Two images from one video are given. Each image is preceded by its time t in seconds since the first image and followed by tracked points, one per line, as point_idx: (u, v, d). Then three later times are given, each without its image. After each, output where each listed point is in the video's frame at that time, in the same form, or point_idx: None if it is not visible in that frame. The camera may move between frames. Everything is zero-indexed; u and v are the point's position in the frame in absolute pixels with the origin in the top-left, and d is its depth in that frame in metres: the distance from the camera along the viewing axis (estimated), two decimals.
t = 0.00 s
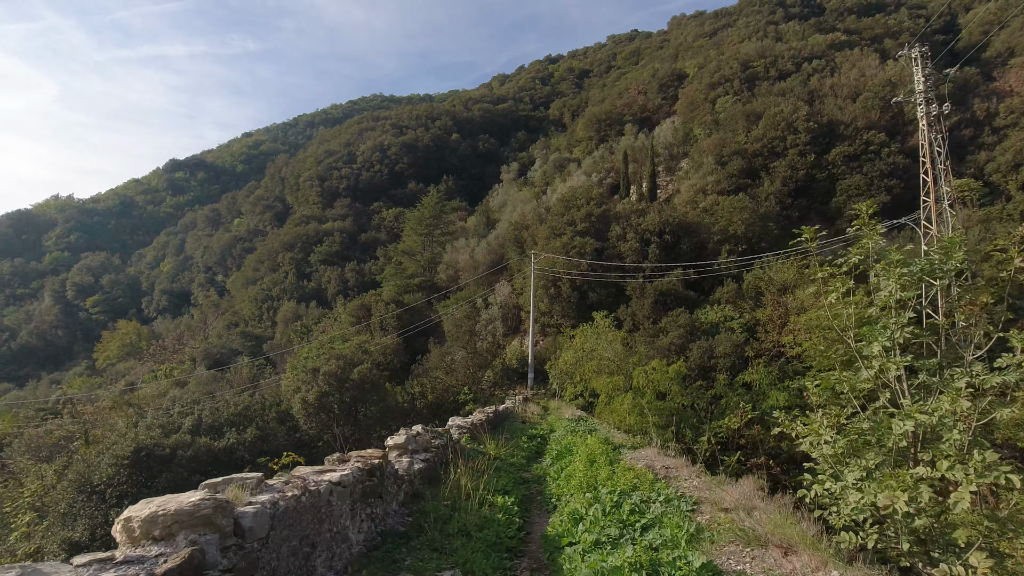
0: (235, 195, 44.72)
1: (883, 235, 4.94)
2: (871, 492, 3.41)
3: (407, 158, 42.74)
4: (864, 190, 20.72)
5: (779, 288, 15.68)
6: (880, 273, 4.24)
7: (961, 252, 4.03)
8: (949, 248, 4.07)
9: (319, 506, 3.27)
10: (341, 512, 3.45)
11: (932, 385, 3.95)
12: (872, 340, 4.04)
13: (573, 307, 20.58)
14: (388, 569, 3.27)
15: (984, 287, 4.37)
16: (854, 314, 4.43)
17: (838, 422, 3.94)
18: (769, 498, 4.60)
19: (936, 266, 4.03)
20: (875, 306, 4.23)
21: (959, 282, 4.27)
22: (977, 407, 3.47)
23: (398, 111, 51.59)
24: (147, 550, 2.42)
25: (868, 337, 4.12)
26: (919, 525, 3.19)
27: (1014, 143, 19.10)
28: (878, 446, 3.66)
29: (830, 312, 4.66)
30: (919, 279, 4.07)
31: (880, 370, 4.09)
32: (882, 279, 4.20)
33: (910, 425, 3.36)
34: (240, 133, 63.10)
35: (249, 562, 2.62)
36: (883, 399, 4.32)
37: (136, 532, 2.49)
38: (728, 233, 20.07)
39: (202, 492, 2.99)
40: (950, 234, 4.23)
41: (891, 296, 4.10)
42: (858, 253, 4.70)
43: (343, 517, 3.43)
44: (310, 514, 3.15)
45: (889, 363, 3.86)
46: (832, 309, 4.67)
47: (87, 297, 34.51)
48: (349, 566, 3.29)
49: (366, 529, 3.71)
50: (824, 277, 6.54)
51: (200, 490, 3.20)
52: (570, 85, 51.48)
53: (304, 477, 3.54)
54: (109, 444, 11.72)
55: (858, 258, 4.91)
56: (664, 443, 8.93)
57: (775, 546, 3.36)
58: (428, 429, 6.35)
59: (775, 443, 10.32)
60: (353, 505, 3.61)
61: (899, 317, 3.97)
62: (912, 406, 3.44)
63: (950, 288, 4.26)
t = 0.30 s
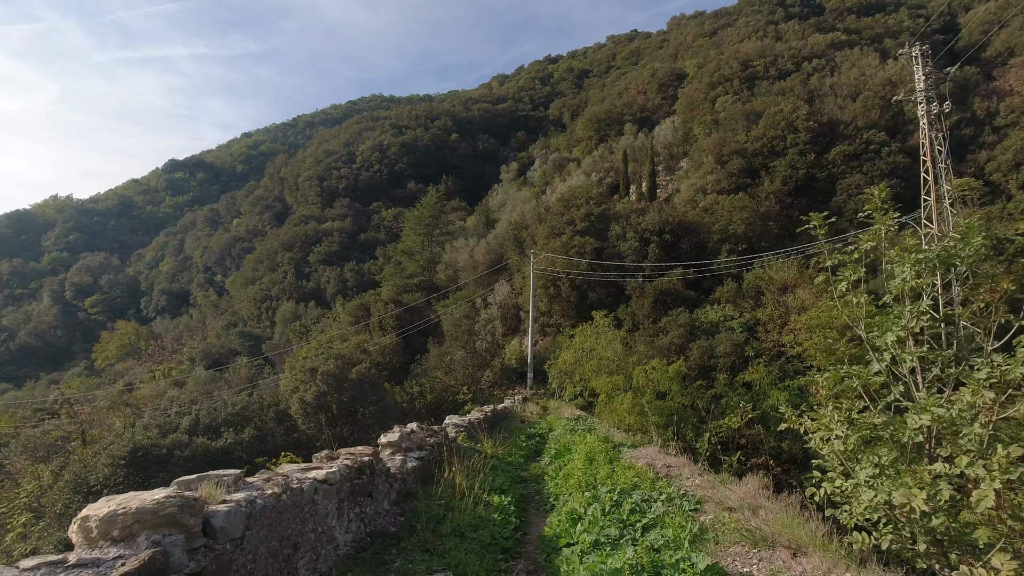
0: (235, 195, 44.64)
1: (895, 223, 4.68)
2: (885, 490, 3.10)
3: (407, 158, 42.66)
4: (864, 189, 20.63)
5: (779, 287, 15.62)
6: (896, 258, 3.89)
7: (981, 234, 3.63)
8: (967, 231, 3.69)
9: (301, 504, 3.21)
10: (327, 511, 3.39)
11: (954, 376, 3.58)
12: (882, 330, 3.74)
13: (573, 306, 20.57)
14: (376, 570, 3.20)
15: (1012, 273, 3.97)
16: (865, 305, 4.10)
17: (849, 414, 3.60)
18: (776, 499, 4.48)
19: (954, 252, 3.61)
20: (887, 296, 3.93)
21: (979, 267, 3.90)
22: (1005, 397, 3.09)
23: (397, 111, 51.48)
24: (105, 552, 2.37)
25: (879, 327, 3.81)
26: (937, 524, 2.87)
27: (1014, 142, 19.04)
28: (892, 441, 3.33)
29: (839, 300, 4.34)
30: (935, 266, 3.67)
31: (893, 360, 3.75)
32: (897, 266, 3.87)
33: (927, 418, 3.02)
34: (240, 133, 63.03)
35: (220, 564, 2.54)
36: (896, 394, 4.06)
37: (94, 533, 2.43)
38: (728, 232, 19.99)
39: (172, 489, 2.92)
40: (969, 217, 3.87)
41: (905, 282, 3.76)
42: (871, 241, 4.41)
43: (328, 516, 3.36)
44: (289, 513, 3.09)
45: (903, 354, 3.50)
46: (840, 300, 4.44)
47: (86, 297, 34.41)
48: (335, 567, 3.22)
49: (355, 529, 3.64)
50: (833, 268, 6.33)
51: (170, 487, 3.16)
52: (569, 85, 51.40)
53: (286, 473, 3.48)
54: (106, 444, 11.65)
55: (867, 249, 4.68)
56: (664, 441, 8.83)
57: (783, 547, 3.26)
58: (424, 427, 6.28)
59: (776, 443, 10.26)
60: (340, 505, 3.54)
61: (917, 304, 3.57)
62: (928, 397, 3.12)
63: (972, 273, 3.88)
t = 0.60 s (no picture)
0: (232, 195, 44.49)
1: (903, 208, 4.48)
2: (891, 487, 2.89)
3: (404, 158, 42.57)
4: (862, 188, 20.58)
5: (777, 286, 15.59)
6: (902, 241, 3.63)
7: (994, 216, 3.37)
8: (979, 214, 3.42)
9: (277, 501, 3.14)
10: (307, 509, 3.32)
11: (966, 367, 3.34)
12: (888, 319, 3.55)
13: (571, 306, 20.52)
14: (359, 572, 3.12)
15: None
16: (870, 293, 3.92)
17: (853, 406, 3.37)
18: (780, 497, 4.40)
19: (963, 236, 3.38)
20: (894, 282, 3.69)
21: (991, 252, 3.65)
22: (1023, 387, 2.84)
23: (395, 111, 51.36)
24: (51, 551, 2.25)
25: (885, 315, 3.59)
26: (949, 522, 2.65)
27: (1012, 141, 19.02)
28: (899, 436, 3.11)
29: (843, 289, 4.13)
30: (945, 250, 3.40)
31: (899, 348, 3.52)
32: (904, 251, 3.66)
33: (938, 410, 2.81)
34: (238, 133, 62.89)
35: (182, 566, 2.46)
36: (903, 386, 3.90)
37: (39, 532, 2.32)
38: (726, 231, 19.92)
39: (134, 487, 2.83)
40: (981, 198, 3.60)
41: (913, 267, 3.55)
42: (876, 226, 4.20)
43: (307, 512, 3.29)
44: (264, 509, 3.03)
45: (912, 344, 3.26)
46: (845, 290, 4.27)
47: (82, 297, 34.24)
48: (317, 567, 3.16)
49: (338, 529, 3.57)
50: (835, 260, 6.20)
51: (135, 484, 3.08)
52: (567, 85, 51.35)
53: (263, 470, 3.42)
54: (100, 444, 11.56)
55: (873, 237, 4.49)
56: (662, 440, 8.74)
57: (786, 547, 3.17)
58: (416, 425, 6.22)
59: (774, 442, 10.19)
60: (322, 504, 3.46)
61: (926, 291, 3.36)
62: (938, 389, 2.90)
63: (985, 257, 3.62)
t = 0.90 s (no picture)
0: (228, 195, 44.28)
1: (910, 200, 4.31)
2: (897, 494, 2.76)
3: (401, 158, 42.45)
4: (858, 188, 20.58)
5: (773, 287, 15.58)
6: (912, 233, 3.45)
7: (1007, 208, 3.18)
8: (992, 205, 3.22)
9: (250, 511, 3.06)
10: (284, 518, 3.25)
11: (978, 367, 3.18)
12: (895, 317, 3.37)
13: (567, 306, 20.44)
14: None
15: None
16: (875, 290, 3.75)
17: (857, 409, 3.24)
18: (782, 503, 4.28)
19: (975, 230, 3.15)
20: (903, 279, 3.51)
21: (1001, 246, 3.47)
22: None
23: (392, 111, 51.21)
24: None
25: (891, 314, 3.43)
26: (959, 531, 2.51)
27: (1007, 142, 19.05)
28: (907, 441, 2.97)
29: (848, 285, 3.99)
30: (956, 243, 3.20)
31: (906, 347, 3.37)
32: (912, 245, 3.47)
33: (947, 413, 2.67)
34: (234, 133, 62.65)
35: None
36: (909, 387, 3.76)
37: None
38: (723, 231, 19.87)
39: (89, 498, 2.70)
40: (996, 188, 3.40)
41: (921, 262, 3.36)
42: (882, 219, 3.99)
43: (283, 522, 3.21)
44: (235, 521, 2.95)
45: (920, 343, 3.11)
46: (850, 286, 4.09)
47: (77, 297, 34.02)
48: None
49: (319, 537, 3.48)
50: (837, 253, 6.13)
51: (92, 494, 2.96)
52: (564, 85, 51.30)
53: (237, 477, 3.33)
54: (92, 446, 11.45)
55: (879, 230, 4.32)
56: (659, 441, 8.66)
57: (788, 556, 3.03)
58: (407, 427, 6.15)
59: (771, 443, 10.14)
60: (301, 513, 3.39)
61: (936, 287, 3.17)
62: (947, 391, 2.75)
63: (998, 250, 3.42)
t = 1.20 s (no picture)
0: (223, 195, 44.08)
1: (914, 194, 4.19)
2: (905, 497, 2.65)
3: (398, 158, 42.35)
4: (854, 188, 20.59)
5: (770, 287, 15.56)
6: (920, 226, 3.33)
7: (1018, 199, 3.05)
8: (1003, 195, 3.09)
9: (225, 519, 2.99)
10: (264, 523, 3.17)
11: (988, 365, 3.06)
12: (901, 314, 3.26)
13: (564, 306, 20.39)
14: None
15: None
16: (879, 286, 3.64)
17: (861, 409, 3.14)
18: (783, 506, 4.21)
19: (984, 222, 3.02)
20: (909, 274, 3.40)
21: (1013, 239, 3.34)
22: None
23: (389, 110, 51.09)
24: None
25: (897, 310, 3.32)
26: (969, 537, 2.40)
27: (1003, 142, 19.07)
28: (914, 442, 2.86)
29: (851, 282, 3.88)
30: (966, 236, 3.07)
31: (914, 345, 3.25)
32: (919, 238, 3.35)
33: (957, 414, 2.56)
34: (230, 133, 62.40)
35: None
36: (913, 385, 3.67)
37: None
38: (719, 231, 19.84)
39: (46, 507, 2.60)
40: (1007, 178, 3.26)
41: (930, 255, 3.23)
42: (888, 212, 3.86)
43: (263, 527, 3.14)
44: (209, 530, 2.87)
45: (928, 340, 2.99)
46: (852, 282, 3.99)
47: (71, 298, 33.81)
48: None
49: (303, 543, 3.40)
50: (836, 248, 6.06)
51: (53, 502, 2.85)
52: (561, 86, 51.26)
53: (212, 482, 3.25)
54: (84, 447, 11.35)
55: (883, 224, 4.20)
56: (656, 442, 8.62)
57: (792, 563, 2.91)
58: (399, 427, 6.09)
59: (768, 443, 10.11)
60: (282, 518, 3.31)
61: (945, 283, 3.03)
62: (956, 391, 2.64)
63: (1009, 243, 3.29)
